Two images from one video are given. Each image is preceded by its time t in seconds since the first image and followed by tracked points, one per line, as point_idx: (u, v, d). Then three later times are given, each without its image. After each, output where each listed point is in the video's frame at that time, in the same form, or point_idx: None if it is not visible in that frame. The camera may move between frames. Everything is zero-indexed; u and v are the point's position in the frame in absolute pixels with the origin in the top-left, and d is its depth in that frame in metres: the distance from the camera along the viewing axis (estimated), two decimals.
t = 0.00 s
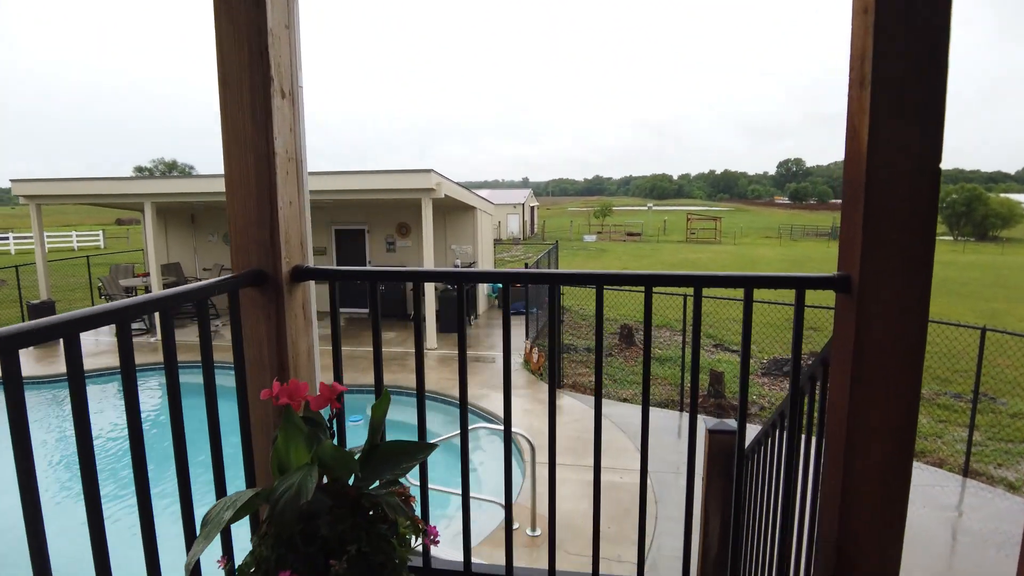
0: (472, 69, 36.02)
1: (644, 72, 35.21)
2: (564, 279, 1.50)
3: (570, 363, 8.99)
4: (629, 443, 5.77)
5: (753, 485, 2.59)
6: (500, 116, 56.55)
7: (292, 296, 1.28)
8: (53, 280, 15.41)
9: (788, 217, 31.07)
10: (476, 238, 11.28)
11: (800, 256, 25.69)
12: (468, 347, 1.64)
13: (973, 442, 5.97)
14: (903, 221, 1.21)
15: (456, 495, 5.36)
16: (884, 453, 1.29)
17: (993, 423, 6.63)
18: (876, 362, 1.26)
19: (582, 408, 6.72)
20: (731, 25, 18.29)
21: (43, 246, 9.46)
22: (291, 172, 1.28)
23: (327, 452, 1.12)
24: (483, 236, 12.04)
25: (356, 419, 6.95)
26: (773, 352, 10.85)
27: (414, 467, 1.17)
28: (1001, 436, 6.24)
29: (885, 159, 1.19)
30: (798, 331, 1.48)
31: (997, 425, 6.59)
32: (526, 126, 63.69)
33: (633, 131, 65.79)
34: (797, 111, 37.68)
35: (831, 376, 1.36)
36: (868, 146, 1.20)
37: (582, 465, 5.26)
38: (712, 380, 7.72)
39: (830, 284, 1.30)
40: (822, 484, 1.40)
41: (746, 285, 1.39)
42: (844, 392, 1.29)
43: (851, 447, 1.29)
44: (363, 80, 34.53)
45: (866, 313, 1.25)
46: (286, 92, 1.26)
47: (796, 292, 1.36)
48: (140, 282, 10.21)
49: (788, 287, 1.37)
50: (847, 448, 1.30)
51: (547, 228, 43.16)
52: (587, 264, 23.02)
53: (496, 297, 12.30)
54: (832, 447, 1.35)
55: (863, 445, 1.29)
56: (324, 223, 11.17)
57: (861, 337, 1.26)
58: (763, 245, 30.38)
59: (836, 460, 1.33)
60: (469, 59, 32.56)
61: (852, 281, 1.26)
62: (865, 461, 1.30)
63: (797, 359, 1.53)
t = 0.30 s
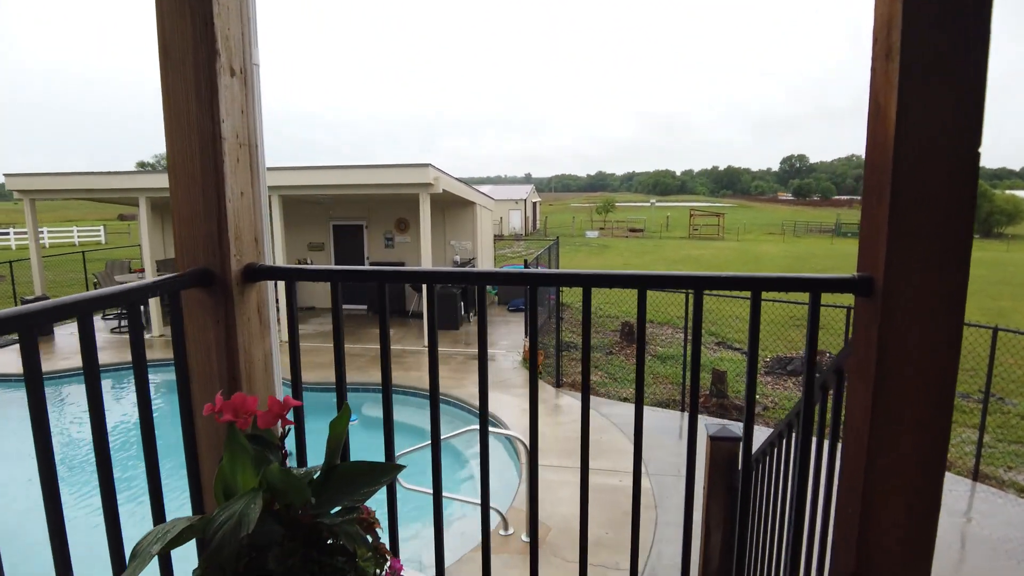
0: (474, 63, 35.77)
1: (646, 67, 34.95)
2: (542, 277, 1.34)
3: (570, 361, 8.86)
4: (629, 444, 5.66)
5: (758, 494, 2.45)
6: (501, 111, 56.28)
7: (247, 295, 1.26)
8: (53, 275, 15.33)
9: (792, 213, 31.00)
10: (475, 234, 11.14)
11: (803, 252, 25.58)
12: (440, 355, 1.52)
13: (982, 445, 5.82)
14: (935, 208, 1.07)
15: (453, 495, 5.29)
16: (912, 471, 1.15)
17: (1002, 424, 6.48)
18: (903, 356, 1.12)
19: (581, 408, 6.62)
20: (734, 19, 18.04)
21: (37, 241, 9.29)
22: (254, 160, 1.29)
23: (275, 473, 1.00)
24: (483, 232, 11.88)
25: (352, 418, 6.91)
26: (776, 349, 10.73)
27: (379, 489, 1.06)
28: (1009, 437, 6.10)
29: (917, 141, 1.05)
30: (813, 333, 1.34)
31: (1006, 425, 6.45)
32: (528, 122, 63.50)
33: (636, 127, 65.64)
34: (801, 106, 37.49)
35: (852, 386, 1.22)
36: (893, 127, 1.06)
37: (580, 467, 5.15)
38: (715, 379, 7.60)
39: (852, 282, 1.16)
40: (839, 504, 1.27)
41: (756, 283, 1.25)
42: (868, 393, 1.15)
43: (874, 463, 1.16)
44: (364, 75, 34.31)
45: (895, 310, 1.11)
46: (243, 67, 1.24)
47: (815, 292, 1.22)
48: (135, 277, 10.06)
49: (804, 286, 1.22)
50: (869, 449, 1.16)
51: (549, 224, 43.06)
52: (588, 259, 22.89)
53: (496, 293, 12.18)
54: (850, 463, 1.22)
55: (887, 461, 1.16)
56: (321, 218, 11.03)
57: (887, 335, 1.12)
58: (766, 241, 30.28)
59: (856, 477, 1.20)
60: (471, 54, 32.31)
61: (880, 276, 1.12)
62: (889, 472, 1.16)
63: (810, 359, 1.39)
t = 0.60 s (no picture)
0: (476, 61, 35.55)
1: (648, 64, 34.73)
2: (513, 278, 1.19)
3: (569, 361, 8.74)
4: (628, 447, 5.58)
5: (760, 503, 2.33)
6: (502, 109, 56.10)
7: (189, 297, 1.21)
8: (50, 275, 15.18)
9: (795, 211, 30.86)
10: (475, 231, 11.00)
11: (806, 250, 25.44)
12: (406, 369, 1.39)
13: (991, 447, 5.70)
14: (964, 197, 0.94)
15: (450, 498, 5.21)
16: (937, 488, 1.02)
17: (1011, 425, 6.35)
18: (931, 360, 0.99)
19: (580, 408, 6.54)
20: (737, 13, 17.78)
21: (33, 238, 9.19)
22: (198, 149, 1.25)
23: (208, 501, 0.89)
24: (483, 229, 11.79)
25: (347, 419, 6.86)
26: (779, 348, 10.64)
27: (335, 516, 0.95)
28: (1018, 438, 5.98)
29: (947, 120, 0.92)
30: (825, 336, 1.20)
31: (1015, 427, 6.32)
32: (531, 119, 63.31)
33: (639, 125, 65.44)
34: (804, 104, 37.32)
35: (870, 395, 1.09)
36: (918, 108, 0.94)
37: (578, 472, 5.04)
38: (716, 379, 7.49)
39: (869, 282, 1.03)
40: (852, 523, 1.14)
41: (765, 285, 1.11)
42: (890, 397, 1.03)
43: (894, 480, 1.04)
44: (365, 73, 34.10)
45: (922, 310, 0.98)
46: (185, 46, 1.20)
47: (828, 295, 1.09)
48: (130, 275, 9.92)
49: (816, 287, 1.09)
50: (891, 453, 1.03)
51: (551, 222, 42.88)
52: (589, 257, 22.76)
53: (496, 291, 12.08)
54: (866, 478, 1.09)
55: (909, 477, 1.03)
56: (319, 216, 10.93)
57: (912, 337, 0.99)
58: (769, 238, 30.15)
59: (873, 495, 1.07)
60: (472, 52, 32.10)
61: (903, 274, 0.99)
62: (914, 491, 1.03)
63: (824, 364, 1.26)
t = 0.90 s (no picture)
0: (480, 56, 35.36)
1: (654, 61, 34.52)
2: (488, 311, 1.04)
3: (569, 364, 8.66)
4: (630, 456, 5.47)
5: (762, 528, 2.21)
6: (507, 105, 55.90)
7: (116, 327, 1.16)
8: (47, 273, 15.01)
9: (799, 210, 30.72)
10: (476, 231, 10.90)
11: (811, 249, 25.31)
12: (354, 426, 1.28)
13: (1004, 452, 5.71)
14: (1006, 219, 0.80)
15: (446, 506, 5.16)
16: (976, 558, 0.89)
17: None
18: (970, 412, 0.86)
19: (580, 414, 6.45)
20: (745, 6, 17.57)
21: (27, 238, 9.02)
22: (126, 152, 1.21)
23: (123, 567, 0.84)
24: (484, 229, 11.70)
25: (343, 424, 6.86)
26: (783, 349, 10.57)
27: None
28: None
29: (991, 136, 0.78)
30: (841, 373, 1.07)
31: None
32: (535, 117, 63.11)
33: (642, 122, 65.20)
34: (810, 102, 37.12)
35: (893, 445, 0.96)
36: (955, 115, 0.80)
37: (578, 481, 4.96)
38: (720, 384, 7.37)
39: (891, 317, 0.90)
40: None
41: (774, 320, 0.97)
42: (918, 433, 0.89)
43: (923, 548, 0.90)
44: (369, 66, 33.91)
45: (961, 348, 0.84)
46: (108, 43, 1.16)
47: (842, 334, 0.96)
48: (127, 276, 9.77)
49: (836, 324, 0.96)
50: (918, 519, 0.90)
51: (555, 220, 42.72)
52: (592, 257, 22.61)
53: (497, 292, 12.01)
54: (890, 545, 0.96)
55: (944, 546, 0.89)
56: (318, 216, 10.82)
57: (946, 386, 0.86)
58: (774, 236, 30.01)
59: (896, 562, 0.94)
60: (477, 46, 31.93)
61: (932, 308, 0.86)
62: (945, 560, 0.90)
63: (837, 404, 1.13)
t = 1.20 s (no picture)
0: (486, 54, 35.22)
1: (661, 59, 34.24)
2: (451, 365, 0.97)
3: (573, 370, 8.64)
4: (633, 468, 5.38)
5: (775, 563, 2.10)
6: (512, 104, 55.70)
7: (50, 374, 1.14)
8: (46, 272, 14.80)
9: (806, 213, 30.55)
10: (479, 233, 10.78)
11: (818, 251, 25.14)
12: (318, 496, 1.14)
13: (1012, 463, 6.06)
14: None
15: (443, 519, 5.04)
16: None
17: None
18: None
19: (582, 422, 6.39)
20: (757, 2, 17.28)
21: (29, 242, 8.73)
22: (61, 176, 1.18)
23: None
24: (487, 231, 11.59)
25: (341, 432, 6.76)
26: (791, 354, 10.44)
27: None
28: None
29: None
30: (878, 443, 0.93)
31: None
32: (540, 116, 62.84)
33: (649, 122, 64.85)
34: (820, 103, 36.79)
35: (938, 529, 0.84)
36: None
37: (580, 494, 4.85)
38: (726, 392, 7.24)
39: (936, 383, 0.79)
40: None
41: (797, 380, 0.86)
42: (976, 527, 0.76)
43: None
44: (374, 63, 33.77)
45: None
46: (40, 58, 1.13)
47: (876, 400, 0.84)
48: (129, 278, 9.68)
49: (885, 390, 0.83)
50: None
51: (559, 220, 42.51)
52: (597, 258, 22.44)
53: (501, 295, 11.91)
54: None
55: None
56: (321, 218, 10.73)
57: (1009, 480, 0.73)
58: (781, 238, 29.80)
59: None
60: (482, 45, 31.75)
61: (990, 377, 0.74)
62: None
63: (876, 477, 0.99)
